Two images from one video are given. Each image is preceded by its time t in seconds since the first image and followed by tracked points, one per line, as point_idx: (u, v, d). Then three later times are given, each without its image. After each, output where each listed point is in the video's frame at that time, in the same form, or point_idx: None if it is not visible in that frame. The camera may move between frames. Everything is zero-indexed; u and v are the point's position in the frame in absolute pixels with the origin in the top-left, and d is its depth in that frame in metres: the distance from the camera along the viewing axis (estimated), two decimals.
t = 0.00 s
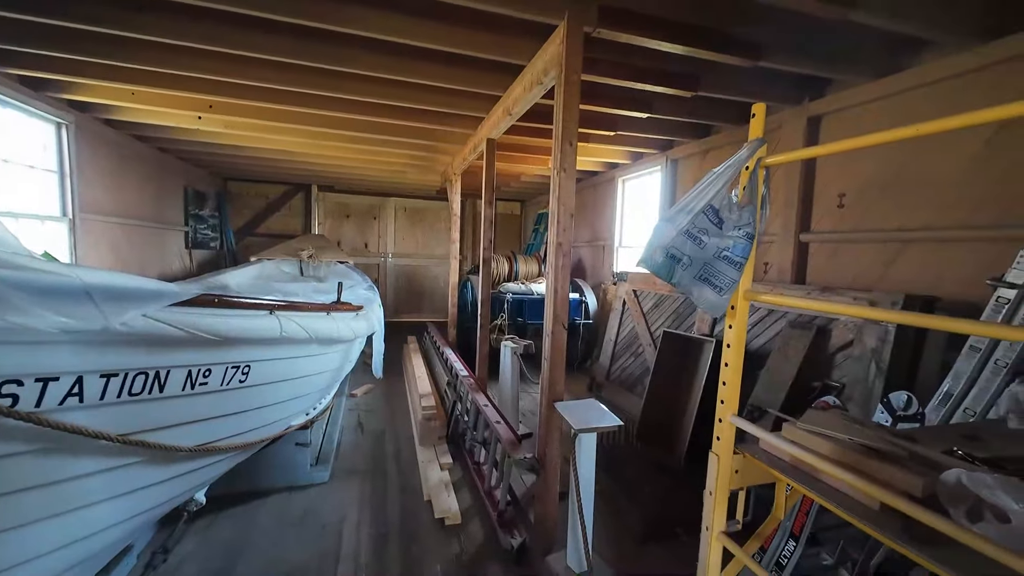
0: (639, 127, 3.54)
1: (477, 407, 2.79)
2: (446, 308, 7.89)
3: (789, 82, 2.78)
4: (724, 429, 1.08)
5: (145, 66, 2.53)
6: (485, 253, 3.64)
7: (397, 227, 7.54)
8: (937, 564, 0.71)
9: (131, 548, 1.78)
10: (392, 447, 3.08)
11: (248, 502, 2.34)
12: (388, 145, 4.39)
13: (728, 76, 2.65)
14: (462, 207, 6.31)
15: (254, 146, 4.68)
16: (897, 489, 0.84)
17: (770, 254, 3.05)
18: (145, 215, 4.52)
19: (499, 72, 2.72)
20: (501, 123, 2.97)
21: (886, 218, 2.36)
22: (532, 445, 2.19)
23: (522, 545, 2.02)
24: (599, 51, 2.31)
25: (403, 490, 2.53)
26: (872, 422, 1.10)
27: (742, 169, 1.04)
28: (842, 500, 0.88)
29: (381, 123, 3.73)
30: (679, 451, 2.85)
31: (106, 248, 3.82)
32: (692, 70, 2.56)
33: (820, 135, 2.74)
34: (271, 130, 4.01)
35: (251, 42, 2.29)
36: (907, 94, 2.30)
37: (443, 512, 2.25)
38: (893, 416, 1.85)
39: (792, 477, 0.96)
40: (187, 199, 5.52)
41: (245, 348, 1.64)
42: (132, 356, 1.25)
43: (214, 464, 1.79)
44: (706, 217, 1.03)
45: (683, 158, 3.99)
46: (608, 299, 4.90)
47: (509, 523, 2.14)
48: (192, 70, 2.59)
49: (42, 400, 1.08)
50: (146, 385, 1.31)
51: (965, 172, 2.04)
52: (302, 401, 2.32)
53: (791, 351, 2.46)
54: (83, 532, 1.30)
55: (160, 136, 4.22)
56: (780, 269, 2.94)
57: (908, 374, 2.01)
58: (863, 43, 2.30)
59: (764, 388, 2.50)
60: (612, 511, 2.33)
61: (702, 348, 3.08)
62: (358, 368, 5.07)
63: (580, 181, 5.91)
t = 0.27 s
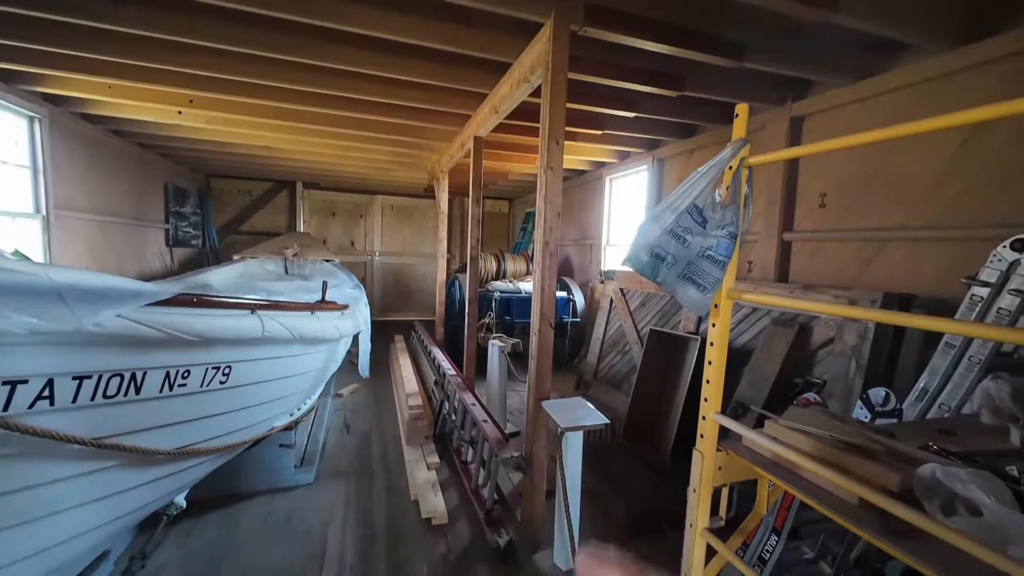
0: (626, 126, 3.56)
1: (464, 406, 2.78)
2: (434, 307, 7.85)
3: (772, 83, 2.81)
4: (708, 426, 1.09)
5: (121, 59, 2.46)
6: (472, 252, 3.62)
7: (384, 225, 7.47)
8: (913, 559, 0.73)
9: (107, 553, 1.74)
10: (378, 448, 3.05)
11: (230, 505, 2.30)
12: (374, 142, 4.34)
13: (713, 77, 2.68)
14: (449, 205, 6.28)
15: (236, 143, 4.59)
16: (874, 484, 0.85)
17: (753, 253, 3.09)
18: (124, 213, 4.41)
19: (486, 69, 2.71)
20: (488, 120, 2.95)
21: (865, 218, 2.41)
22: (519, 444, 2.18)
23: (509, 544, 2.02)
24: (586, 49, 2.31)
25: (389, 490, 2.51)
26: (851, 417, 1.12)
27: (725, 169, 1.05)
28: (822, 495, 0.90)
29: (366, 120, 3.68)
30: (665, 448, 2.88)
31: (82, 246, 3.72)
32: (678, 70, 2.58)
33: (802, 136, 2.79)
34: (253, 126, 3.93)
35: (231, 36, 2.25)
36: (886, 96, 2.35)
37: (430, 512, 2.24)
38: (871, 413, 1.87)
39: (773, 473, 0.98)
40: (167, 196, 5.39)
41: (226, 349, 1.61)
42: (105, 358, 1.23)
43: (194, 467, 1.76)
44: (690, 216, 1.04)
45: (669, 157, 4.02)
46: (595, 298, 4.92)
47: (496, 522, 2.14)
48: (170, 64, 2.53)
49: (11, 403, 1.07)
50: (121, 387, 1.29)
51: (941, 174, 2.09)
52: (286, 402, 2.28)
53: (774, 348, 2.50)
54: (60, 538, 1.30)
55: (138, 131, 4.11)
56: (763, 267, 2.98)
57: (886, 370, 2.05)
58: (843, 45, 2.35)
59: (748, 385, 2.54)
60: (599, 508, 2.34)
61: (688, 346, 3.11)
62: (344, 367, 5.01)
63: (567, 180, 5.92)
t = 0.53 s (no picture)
0: (615, 124, 3.56)
1: (452, 405, 2.76)
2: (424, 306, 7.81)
3: (759, 82, 2.83)
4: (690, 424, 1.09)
5: (99, 52, 2.40)
6: (461, 250, 3.59)
7: (374, 224, 7.41)
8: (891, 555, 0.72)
9: (84, 558, 1.70)
10: (366, 448, 3.02)
11: (213, 507, 2.26)
12: (362, 139, 4.29)
13: (700, 75, 2.68)
14: (439, 204, 6.24)
15: (221, 139, 4.51)
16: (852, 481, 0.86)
17: (740, 251, 3.10)
18: (106, 210, 4.31)
19: (473, 66, 2.68)
20: (476, 117, 2.93)
21: (850, 216, 2.43)
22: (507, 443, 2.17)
23: (496, 543, 2.00)
24: (574, 47, 2.30)
25: (376, 490, 2.49)
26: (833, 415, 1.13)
27: (706, 167, 1.05)
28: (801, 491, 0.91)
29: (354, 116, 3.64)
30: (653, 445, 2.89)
31: (61, 244, 3.63)
32: (665, 68, 2.58)
33: (788, 135, 2.81)
34: (238, 122, 3.86)
35: (212, 29, 2.20)
36: (869, 97, 2.38)
37: (417, 512, 2.22)
38: (854, 409, 1.88)
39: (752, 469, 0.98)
40: (151, 193, 5.29)
41: (206, 348, 1.59)
42: (76, 358, 1.20)
43: (173, 469, 1.73)
44: (671, 214, 1.03)
45: (658, 156, 4.04)
46: (585, 296, 4.93)
47: (484, 521, 2.13)
48: (151, 58, 2.47)
49: None
50: (94, 388, 1.28)
51: (923, 173, 2.12)
52: (270, 402, 2.25)
53: (760, 346, 2.52)
54: (31, 543, 1.28)
55: (120, 126, 4.02)
56: (749, 265, 3.00)
57: (869, 368, 2.06)
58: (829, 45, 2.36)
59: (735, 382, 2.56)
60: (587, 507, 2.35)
61: (676, 344, 3.12)
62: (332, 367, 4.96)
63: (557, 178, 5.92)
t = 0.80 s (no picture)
0: (611, 123, 3.56)
1: (449, 404, 2.75)
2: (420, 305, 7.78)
3: (754, 82, 2.84)
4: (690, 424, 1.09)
5: (88, 48, 2.36)
6: (458, 249, 3.58)
7: (369, 222, 7.37)
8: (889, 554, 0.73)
9: (76, 561, 1.68)
10: (362, 448, 3.00)
11: (207, 509, 2.24)
12: (358, 137, 4.26)
13: (696, 75, 2.68)
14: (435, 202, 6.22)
15: (214, 137, 4.47)
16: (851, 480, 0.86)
17: (736, 250, 3.11)
18: (97, 208, 4.26)
19: (469, 64, 2.67)
20: (472, 115, 2.91)
21: (845, 216, 2.44)
22: (504, 443, 2.16)
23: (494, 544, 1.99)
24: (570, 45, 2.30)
25: (373, 490, 2.48)
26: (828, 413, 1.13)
27: (707, 166, 1.04)
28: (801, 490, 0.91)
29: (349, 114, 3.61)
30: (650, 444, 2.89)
31: (51, 243, 3.58)
32: (661, 67, 2.58)
33: (784, 135, 2.82)
34: (231, 119, 3.82)
35: (204, 25, 2.18)
36: (863, 97, 2.39)
37: (414, 512, 2.21)
38: (850, 407, 1.95)
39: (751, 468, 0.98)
40: (143, 191, 5.23)
41: (201, 349, 1.57)
42: (67, 359, 1.19)
43: (167, 471, 1.71)
44: (671, 213, 1.04)
45: (654, 155, 4.04)
46: (581, 295, 4.93)
47: (481, 520, 2.12)
48: (143, 54, 2.44)
49: None
50: (87, 390, 1.26)
51: (918, 173, 2.13)
52: (265, 403, 2.23)
53: (756, 344, 2.53)
54: (21, 548, 1.26)
55: (111, 124, 3.97)
56: (745, 264, 3.01)
57: (864, 367, 2.08)
58: (825, 45, 2.37)
59: (731, 380, 2.56)
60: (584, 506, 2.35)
61: (673, 343, 3.13)
62: (328, 366, 4.94)
63: (553, 177, 5.92)
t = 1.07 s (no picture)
0: (611, 122, 3.55)
1: (450, 404, 2.74)
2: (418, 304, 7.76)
3: (755, 81, 2.84)
4: (701, 424, 1.10)
5: (83, 44, 2.33)
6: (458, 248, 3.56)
7: (367, 221, 7.34)
8: (900, 549, 0.74)
9: (76, 564, 1.66)
10: (363, 448, 2.99)
11: (206, 511, 2.22)
12: (357, 135, 4.23)
13: (698, 74, 2.68)
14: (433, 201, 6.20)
15: (211, 135, 4.43)
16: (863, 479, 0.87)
17: (737, 249, 3.12)
18: (92, 207, 4.21)
19: (470, 62, 2.65)
20: (473, 113, 2.90)
21: (846, 215, 2.45)
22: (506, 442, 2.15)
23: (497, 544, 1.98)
24: (572, 44, 2.29)
25: (374, 490, 2.47)
26: (837, 412, 1.14)
27: (718, 164, 1.05)
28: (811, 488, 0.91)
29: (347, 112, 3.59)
30: (652, 443, 2.89)
31: (46, 242, 3.54)
32: (663, 66, 2.57)
33: (785, 134, 2.82)
34: (229, 117, 3.79)
35: (202, 21, 2.15)
36: (864, 97, 2.39)
37: (417, 513, 2.20)
38: (856, 406, 1.93)
39: (761, 467, 0.98)
40: (138, 189, 5.18)
41: (203, 349, 1.57)
42: (70, 360, 1.18)
43: (169, 473, 1.70)
44: (683, 212, 1.03)
45: (653, 154, 4.04)
46: (581, 294, 4.93)
47: (484, 521, 2.11)
48: (139, 51, 2.41)
49: None
50: (91, 391, 1.25)
51: (919, 172, 2.14)
52: (266, 403, 2.22)
53: (758, 343, 2.54)
54: (22, 552, 1.25)
55: (107, 121, 3.93)
56: (745, 264, 3.02)
57: (866, 366, 2.10)
58: (826, 44, 2.37)
59: (732, 379, 2.57)
60: (587, 505, 2.34)
61: (673, 342, 3.13)
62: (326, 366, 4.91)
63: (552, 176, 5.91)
